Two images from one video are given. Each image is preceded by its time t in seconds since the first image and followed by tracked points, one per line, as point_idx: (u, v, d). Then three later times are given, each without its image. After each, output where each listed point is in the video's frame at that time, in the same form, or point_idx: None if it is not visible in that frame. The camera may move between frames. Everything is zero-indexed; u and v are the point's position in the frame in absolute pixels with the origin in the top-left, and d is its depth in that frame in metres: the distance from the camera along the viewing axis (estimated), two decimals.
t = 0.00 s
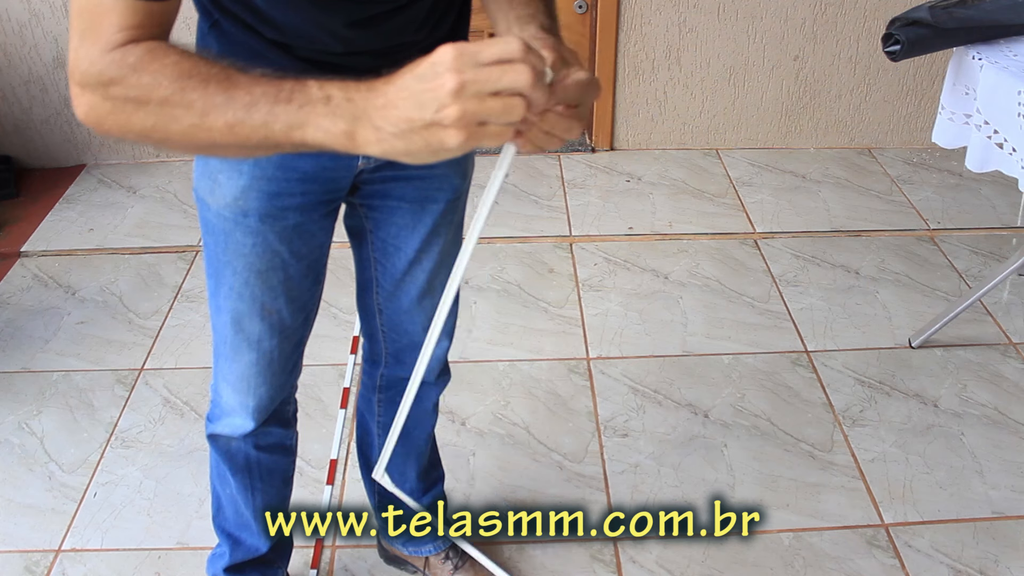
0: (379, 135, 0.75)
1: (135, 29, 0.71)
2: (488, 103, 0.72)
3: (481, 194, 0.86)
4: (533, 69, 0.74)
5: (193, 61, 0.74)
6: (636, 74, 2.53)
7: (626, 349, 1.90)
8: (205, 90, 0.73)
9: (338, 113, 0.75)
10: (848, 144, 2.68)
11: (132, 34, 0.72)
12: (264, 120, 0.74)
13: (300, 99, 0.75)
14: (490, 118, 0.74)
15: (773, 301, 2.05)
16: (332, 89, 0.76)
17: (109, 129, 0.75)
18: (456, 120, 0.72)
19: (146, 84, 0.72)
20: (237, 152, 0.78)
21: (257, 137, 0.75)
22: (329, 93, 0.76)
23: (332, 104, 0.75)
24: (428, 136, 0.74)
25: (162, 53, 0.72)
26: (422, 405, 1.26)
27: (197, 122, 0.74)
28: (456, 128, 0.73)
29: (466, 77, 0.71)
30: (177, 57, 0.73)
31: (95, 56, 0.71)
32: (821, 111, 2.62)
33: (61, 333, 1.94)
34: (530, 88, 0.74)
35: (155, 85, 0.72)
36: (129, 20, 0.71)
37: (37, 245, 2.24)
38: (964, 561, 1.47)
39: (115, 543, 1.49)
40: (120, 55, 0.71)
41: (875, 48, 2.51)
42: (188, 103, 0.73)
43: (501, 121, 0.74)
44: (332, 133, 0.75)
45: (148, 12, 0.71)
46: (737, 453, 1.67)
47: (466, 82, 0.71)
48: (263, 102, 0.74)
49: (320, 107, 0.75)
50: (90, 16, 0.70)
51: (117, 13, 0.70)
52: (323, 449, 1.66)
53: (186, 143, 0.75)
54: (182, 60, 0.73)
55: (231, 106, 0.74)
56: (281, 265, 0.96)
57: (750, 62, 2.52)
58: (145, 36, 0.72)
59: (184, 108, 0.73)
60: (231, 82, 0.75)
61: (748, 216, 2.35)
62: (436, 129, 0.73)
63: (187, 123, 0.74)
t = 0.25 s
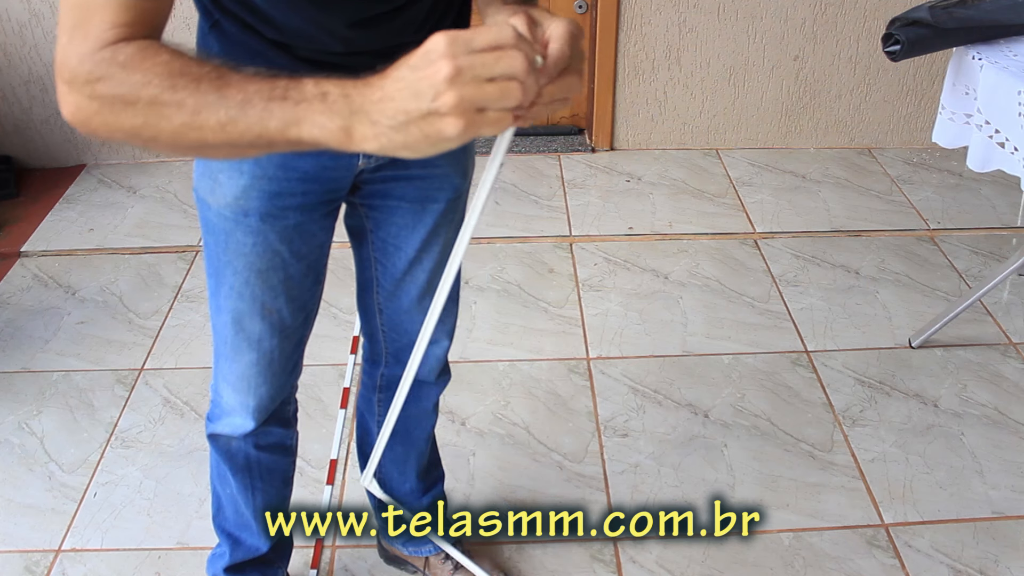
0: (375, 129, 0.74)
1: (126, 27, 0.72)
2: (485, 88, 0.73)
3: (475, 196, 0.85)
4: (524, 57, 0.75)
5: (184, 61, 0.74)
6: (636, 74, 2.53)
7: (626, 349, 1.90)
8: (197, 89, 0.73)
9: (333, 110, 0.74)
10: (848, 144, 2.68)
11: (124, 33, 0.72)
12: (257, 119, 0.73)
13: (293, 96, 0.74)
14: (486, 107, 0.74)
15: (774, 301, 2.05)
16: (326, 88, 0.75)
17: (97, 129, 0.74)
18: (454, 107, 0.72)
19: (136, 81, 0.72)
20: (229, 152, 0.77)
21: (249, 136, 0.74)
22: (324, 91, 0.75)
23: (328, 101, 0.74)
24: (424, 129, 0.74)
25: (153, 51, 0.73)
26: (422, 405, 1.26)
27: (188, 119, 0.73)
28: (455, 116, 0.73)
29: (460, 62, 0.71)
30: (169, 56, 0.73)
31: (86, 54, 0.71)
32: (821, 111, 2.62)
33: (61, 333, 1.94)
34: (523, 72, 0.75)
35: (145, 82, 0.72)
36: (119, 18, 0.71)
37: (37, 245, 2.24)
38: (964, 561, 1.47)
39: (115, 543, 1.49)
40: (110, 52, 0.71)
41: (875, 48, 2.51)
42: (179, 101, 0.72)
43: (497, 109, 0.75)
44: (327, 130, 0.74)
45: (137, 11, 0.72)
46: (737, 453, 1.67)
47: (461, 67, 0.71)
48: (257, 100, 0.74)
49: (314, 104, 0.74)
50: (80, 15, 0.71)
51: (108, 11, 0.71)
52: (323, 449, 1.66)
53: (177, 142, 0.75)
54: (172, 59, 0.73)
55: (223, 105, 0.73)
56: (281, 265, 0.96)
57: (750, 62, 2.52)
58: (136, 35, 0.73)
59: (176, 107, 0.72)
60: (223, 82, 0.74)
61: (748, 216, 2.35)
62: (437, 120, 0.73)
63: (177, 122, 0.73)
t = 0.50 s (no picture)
0: (389, 131, 0.75)
1: (132, 30, 0.71)
2: (495, 89, 0.72)
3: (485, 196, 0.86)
4: (535, 54, 0.74)
5: (192, 62, 0.74)
6: (637, 74, 2.53)
7: (626, 349, 1.90)
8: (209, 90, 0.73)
9: (347, 114, 0.75)
10: (848, 144, 2.68)
11: (131, 35, 0.71)
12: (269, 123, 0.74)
13: (306, 100, 0.75)
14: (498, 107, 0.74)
15: (773, 301, 2.05)
16: (340, 91, 0.76)
17: (104, 130, 0.73)
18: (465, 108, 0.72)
19: (146, 84, 0.71)
20: (240, 152, 0.77)
21: (260, 138, 0.75)
22: (338, 94, 0.76)
23: (341, 104, 0.75)
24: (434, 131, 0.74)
25: (161, 53, 0.72)
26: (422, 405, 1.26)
27: (200, 122, 0.73)
28: (465, 117, 0.73)
29: (469, 63, 0.71)
30: (178, 58, 0.73)
31: (93, 57, 0.70)
32: (821, 111, 2.62)
33: (60, 333, 1.94)
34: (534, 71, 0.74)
35: (156, 86, 0.71)
36: (125, 20, 0.70)
37: (37, 245, 2.24)
38: (964, 561, 1.47)
39: (115, 543, 1.49)
40: (118, 56, 0.70)
41: (875, 48, 2.51)
42: (190, 104, 0.72)
43: (510, 110, 0.74)
44: (339, 135, 0.75)
45: (143, 13, 0.71)
46: (737, 453, 1.67)
47: (469, 69, 0.71)
48: (270, 102, 0.74)
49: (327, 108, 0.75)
50: (86, 16, 0.70)
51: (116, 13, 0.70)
52: (323, 449, 1.66)
53: (187, 143, 0.75)
54: (181, 60, 0.73)
55: (235, 107, 0.73)
56: (281, 265, 0.96)
57: (750, 62, 2.52)
58: (143, 37, 0.72)
59: (186, 109, 0.72)
60: (236, 83, 0.74)
61: (748, 216, 2.35)
62: (448, 121, 0.73)
63: (188, 123, 0.73)
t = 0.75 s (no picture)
0: (389, 140, 0.76)
1: (130, 31, 0.70)
2: (494, 99, 0.73)
3: (499, 201, 0.91)
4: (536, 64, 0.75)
5: (193, 67, 0.74)
6: (636, 74, 2.53)
7: (626, 349, 1.90)
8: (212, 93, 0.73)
9: (348, 122, 0.75)
10: (848, 144, 2.68)
11: (129, 36, 0.70)
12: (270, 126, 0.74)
13: (308, 107, 0.75)
14: (497, 116, 0.75)
15: (773, 301, 2.05)
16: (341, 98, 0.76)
17: (100, 130, 0.73)
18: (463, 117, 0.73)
19: (147, 86, 0.71)
20: (238, 157, 0.77)
21: (262, 143, 0.75)
22: (340, 102, 0.76)
23: (344, 112, 0.76)
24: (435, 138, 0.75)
25: (161, 55, 0.72)
26: (422, 404, 1.26)
27: (201, 126, 0.73)
28: (463, 125, 0.74)
29: (468, 74, 0.72)
30: (180, 62, 0.73)
31: (91, 57, 0.69)
32: (821, 112, 2.62)
33: (60, 333, 1.94)
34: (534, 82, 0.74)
35: (157, 88, 0.71)
36: (124, 21, 0.70)
37: (37, 245, 2.24)
38: (964, 561, 1.47)
39: (116, 543, 1.49)
40: (118, 57, 0.70)
41: (875, 48, 2.51)
42: (191, 108, 0.72)
43: (509, 119, 0.75)
44: (341, 143, 0.76)
45: (143, 14, 0.70)
46: (737, 453, 1.67)
47: (470, 79, 0.72)
48: (272, 109, 0.74)
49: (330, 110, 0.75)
50: (84, 16, 0.69)
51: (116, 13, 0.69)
52: (323, 449, 1.66)
53: (187, 147, 0.75)
54: (182, 64, 0.73)
55: (237, 113, 0.73)
56: (282, 265, 0.96)
57: (750, 62, 2.52)
58: (141, 38, 0.71)
59: (188, 111, 0.72)
60: (238, 89, 0.74)
61: (748, 216, 2.35)
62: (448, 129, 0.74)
63: (189, 127, 0.73)
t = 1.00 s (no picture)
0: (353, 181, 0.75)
1: (134, 23, 0.71)
2: (431, 148, 0.71)
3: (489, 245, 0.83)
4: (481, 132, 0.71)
5: (189, 65, 0.73)
6: (637, 74, 2.53)
7: (627, 349, 1.90)
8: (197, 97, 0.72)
9: (319, 149, 0.73)
10: (848, 144, 2.68)
11: (131, 28, 0.71)
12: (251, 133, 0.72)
13: (282, 125, 0.73)
14: (448, 168, 0.72)
15: (773, 300, 2.05)
16: (311, 122, 0.73)
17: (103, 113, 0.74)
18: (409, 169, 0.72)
19: (142, 82, 0.71)
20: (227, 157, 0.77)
21: (243, 150, 0.74)
22: (310, 125, 0.73)
23: (312, 140, 0.73)
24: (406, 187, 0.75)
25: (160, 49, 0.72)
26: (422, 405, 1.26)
27: (187, 127, 0.72)
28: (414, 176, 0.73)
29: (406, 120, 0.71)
30: (171, 60, 0.72)
31: (94, 45, 0.70)
32: (821, 112, 2.62)
33: (61, 333, 1.94)
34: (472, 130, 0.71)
35: (150, 84, 0.71)
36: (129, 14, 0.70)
37: (37, 245, 2.24)
38: (964, 560, 1.47)
39: (115, 543, 1.49)
40: (117, 48, 0.70)
41: (875, 49, 2.51)
42: (178, 109, 0.72)
43: (458, 171, 0.72)
44: (312, 164, 0.75)
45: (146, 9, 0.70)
46: (737, 453, 1.67)
47: (413, 143, 0.71)
48: (249, 120, 0.72)
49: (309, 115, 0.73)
50: (89, 6, 0.70)
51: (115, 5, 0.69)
52: (323, 449, 1.66)
53: (178, 142, 0.75)
54: (177, 61, 0.72)
55: (218, 119, 0.72)
56: (282, 266, 0.96)
57: (750, 62, 2.52)
58: (143, 31, 0.72)
59: (177, 114, 0.72)
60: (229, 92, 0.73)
61: (748, 216, 2.35)
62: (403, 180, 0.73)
63: (177, 126, 0.73)
